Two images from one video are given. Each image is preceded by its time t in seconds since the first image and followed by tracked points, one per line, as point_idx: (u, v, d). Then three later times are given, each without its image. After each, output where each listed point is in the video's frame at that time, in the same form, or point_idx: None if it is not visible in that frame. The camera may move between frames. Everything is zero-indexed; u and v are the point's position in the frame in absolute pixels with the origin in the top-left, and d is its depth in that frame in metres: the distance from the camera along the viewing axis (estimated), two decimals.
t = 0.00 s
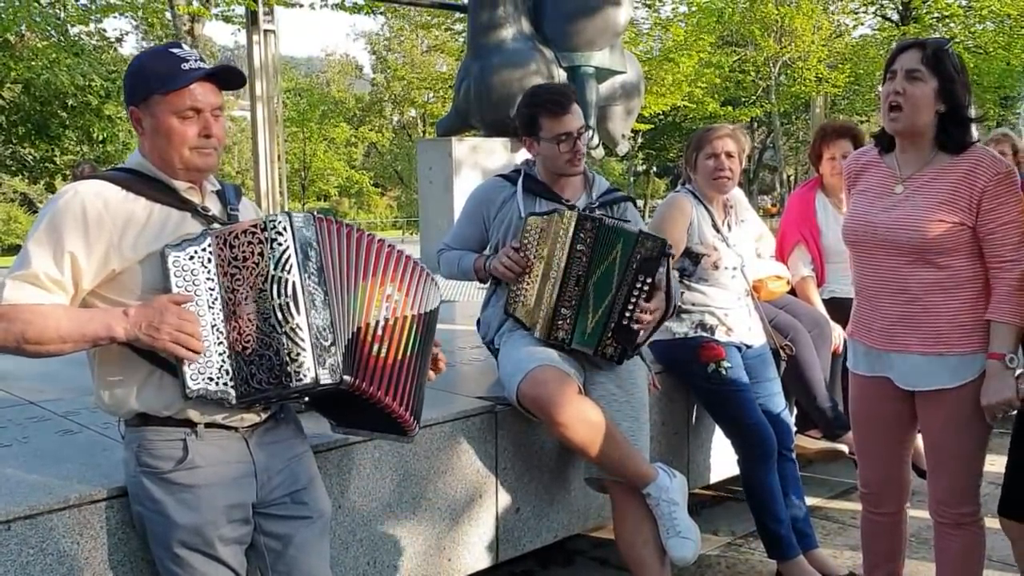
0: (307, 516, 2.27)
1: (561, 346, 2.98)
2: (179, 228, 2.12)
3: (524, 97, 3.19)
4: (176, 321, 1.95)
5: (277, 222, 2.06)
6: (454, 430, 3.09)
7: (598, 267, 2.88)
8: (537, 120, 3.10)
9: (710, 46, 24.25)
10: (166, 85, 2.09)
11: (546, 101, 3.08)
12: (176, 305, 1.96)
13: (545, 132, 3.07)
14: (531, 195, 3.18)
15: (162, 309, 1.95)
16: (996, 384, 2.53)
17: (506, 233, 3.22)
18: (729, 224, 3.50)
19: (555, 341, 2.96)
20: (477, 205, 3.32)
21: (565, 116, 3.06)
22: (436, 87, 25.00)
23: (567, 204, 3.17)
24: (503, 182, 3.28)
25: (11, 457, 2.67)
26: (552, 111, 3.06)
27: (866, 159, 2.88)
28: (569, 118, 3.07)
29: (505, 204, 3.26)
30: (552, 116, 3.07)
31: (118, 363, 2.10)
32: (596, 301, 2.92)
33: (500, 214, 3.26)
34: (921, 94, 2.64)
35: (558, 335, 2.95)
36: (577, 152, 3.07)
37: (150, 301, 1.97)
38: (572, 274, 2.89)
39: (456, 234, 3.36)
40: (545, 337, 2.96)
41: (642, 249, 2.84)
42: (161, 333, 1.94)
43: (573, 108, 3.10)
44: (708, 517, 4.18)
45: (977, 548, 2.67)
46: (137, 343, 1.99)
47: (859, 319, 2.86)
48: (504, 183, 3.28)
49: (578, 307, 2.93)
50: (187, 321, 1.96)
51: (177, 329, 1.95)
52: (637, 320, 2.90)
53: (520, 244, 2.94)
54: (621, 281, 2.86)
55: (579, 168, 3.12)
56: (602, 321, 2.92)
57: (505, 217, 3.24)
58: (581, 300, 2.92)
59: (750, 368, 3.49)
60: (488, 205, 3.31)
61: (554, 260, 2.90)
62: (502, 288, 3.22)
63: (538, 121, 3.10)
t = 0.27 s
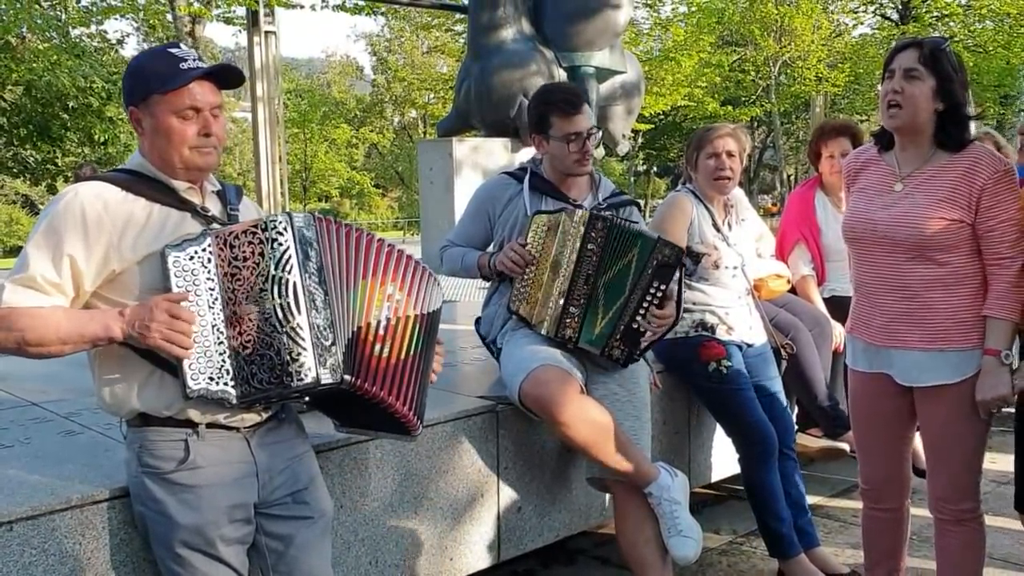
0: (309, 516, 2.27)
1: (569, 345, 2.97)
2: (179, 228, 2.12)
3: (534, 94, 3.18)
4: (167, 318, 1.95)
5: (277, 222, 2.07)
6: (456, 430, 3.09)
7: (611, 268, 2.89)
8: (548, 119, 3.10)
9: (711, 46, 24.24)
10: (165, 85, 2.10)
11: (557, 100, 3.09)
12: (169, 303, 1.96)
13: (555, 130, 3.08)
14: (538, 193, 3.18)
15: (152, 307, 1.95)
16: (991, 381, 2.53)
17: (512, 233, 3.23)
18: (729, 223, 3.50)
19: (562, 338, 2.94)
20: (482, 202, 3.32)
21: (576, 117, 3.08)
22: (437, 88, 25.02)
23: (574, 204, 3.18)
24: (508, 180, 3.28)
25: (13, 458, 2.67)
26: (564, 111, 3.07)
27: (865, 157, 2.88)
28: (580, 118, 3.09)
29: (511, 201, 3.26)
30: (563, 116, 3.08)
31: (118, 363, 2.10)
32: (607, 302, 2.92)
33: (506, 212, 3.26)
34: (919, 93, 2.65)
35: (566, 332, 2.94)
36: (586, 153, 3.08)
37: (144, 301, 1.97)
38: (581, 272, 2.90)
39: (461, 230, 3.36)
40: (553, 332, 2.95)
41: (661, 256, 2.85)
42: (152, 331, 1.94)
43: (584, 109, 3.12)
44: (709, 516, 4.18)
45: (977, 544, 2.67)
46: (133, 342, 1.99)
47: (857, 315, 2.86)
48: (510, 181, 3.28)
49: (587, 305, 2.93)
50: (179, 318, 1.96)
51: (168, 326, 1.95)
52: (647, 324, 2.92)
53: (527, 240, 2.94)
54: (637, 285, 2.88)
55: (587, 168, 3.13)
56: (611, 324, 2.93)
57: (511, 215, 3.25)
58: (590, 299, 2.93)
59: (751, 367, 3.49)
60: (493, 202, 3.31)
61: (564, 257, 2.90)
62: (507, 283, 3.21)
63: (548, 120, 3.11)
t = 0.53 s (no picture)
0: (309, 517, 2.27)
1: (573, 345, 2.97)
2: (179, 228, 2.12)
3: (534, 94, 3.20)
4: (157, 311, 1.95)
5: (266, 219, 2.04)
6: (456, 430, 3.09)
7: (615, 269, 2.88)
8: (548, 116, 3.11)
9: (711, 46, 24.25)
10: (169, 88, 2.09)
11: (557, 98, 3.10)
12: (163, 300, 1.97)
13: (555, 128, 3.08)
14: (537, 195, 3.18)
15: (145, 305, 1.96)
16: (992, 377, 2.53)
17: (513, 234, 3.22)
18: (729, 224, 3.50)
19: (568, 340, 2.95)
20: (484, 204, 3.31)
21: (576, 114, 3.08)
22: (437, 89, 25.03)
23: (575, 204, 3.17)
24: (509, 181, 3.27)
25: (14, 459, 2.67)
26: (563, 109, 3.08)
27: (859, 157, 2.87)
28: (579, 117, 3.09)
29: (512, 202, 3.25)
30: (562, 114, 3.08)
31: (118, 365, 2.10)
32: (614, 304, 2.92)
33: (507, 213, 3.25)
34: (913, 93, 2.64)
35: (571, 333, 2.94)
36: (586, 151, 3.07)
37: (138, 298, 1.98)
38: (585, 273, 2.90)
39: (463, 232, 3.37)
40: (558, 335, 2.95)
41: (674, 261, 2.84)
42: (142, 327, 1.95)
43: (583, 107, 3.12)
44: (710, 517, 4.18)
45: (974, 541, 2.67)
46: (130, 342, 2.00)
47: (852, 314, 2.86)
48: (511, 182, 3.27)
49: (591, 306, 2.94)
50: (171, 313, 1.97)
51: (159, 320, 1.95)
52: (658, 330, 2.92)
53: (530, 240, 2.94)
54: (646, 289, 2.87)
55: (587, 166, 3.12)
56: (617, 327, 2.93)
57: (512, 216, 3.23)
58: (595, 301, 2.93)
59: (751, 367, 3.49)
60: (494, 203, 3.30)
61: (567, 259, 2.89)
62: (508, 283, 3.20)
63: (549, 117, 3.11)
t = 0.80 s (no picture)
0: (309, 518, 2.26)
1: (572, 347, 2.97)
2: (178, 229, 2.12)
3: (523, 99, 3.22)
4: (161, 318, 1.95)
5: (265, 221, 2.06)
6: (456, 431, 3.08)
7: (610, 270, 2.88)
8: (538, 121, 3.12)
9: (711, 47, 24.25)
10: (191, 91, 2.11)
11: (546, 103, 3.11)
12: (166, 304, 1.97)
13: (545, 133, 3.09)
14: (530, 198, 3.20)
15: (146, 309, 1.95)
16: (999, 376, 2.52)
17: (509, 239, 3.23)
18: (730, 224, 3.49)
19: (567, 343, 2.95)
20: (478, 210, 3.31)
21: (567, 118, 3.09)
22: (437, 90, 25.04)
23: (569, 207, 3.17)
24: (502, 187, 3.27)
25: (14, 461, 2.67)
26: (553, 113, 3.08)
27: (855, 158, 2.87)
28: (569, 120, 3.09)
29: (506, 207, 3.26)
30: (552, 118, 3.09)
31: (119, 366, 2.10)
32: (612, 307, 2.92)
33: (502, 219, 3.26)
34: (909, 94, 2.64)
35: (570, 336, 2.94)
36: (578, 153, 3.08)
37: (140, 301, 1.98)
38: (581, 276, 2.90)
39: (457, 238, 3.36)
40: (556, 338, 2.95)
41: (677, 266, 2.83)
42: (143, 329, 1.94)
43: (572, 110, 3.12)
44: (711, 518, 4.17)
45: (973, 541, 2.66)
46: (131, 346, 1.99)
47: (850, 315, 2.86)
48: (504, 187, 3.27)
49: (588, 308, 2.94)
50: (172, 316, 1.96)
51: (161, 324, 1.95)
52: (658, 335, 2.92)
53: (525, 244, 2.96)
54: (649, 293, 2.86)
55: (579, 169, 3.14)
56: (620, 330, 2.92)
57: (507, 221, 3.25)
58: (592, 301, 2.93)
59: (751, 367, 3.48)
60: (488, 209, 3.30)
61: (562, 262, 2.90)
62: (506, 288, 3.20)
63: (539, 121, 3.12)
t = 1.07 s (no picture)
0: (311, 518, 2.25)
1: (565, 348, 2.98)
2: (181, 228, 2.12)
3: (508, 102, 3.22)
4: (157, 311, 1.95)
5: (265, 221, 2.07)
6: (457, 430, 3.08)
7: (600, 270, 2.89)
8: (524, 123, 3.12)
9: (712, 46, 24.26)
10: (206, 89, 2.11)
11: (531, 105, 3.11)
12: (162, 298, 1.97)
13: (532, 136, 3.09)
14: (522, 200, 3.20)
15: (144, 306, 1.95)
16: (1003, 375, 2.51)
17: (503, 240, 3.23)
18: (731, 224, 3.49)
19: (560, 343, 2.95)
20: (470, 212, 3.31)
21: (553, 119, 3.08)
22: (438, 90, 25.07)
23: (561, 206, 3.17)
24: (493, 189, 3.28)
25: (14, 461, 2.66)
26: (538, 114, 3.08)
27: (858, 156, 2.87)
28: (554, 121, 3.08)
29: (498, 209, 3.26)
30: (538, 120, 3.08)
31: (119, 363, 2.08)
32: (605, 306, 2.92)
33: (494, 221, 3.25)
34: (913, 91, 2.63)
35: (562, 337, 2.95)
36: (566, 154, 3.08)
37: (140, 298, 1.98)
38: (570, 275, 2.91)
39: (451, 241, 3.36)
40: (549, 339, 2.96)
41: (673, 267, 2.82)
42: (144, 326, 1.94)
43: (558, 110, 3.11)
44: (713, 517, 4.17)
45: (975, 542, 2.66)
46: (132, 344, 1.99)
47: (853, 315, 2.85)
48: (495, 190, 3.27)
49: (580, 308, 2.95)
50: (170, 312, 1.96)
51: (160, 320, 1.95)
52: (655, 335, 2.89)
53: (518, 245, 2.99)
54: (646, 294, 2.85)
55: (568, 169, 3.13)
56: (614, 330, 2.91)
57: (499, 223, 3.24)
58: (583, 301, 2.94)
59: (753, 366, 3.48)
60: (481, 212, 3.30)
61: (551, 262, 2.93)
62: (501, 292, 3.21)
63: (525, 123, 3.12)
